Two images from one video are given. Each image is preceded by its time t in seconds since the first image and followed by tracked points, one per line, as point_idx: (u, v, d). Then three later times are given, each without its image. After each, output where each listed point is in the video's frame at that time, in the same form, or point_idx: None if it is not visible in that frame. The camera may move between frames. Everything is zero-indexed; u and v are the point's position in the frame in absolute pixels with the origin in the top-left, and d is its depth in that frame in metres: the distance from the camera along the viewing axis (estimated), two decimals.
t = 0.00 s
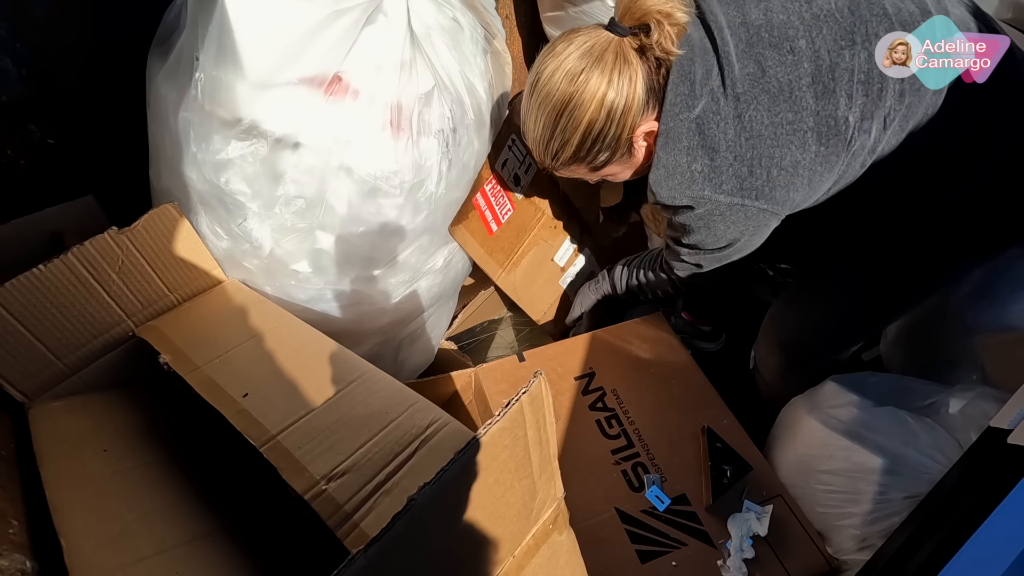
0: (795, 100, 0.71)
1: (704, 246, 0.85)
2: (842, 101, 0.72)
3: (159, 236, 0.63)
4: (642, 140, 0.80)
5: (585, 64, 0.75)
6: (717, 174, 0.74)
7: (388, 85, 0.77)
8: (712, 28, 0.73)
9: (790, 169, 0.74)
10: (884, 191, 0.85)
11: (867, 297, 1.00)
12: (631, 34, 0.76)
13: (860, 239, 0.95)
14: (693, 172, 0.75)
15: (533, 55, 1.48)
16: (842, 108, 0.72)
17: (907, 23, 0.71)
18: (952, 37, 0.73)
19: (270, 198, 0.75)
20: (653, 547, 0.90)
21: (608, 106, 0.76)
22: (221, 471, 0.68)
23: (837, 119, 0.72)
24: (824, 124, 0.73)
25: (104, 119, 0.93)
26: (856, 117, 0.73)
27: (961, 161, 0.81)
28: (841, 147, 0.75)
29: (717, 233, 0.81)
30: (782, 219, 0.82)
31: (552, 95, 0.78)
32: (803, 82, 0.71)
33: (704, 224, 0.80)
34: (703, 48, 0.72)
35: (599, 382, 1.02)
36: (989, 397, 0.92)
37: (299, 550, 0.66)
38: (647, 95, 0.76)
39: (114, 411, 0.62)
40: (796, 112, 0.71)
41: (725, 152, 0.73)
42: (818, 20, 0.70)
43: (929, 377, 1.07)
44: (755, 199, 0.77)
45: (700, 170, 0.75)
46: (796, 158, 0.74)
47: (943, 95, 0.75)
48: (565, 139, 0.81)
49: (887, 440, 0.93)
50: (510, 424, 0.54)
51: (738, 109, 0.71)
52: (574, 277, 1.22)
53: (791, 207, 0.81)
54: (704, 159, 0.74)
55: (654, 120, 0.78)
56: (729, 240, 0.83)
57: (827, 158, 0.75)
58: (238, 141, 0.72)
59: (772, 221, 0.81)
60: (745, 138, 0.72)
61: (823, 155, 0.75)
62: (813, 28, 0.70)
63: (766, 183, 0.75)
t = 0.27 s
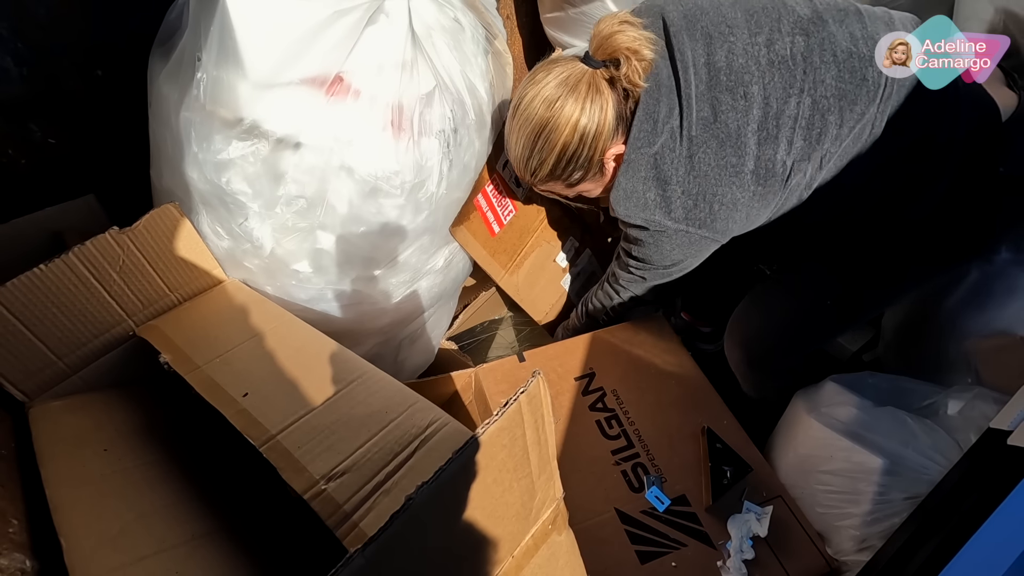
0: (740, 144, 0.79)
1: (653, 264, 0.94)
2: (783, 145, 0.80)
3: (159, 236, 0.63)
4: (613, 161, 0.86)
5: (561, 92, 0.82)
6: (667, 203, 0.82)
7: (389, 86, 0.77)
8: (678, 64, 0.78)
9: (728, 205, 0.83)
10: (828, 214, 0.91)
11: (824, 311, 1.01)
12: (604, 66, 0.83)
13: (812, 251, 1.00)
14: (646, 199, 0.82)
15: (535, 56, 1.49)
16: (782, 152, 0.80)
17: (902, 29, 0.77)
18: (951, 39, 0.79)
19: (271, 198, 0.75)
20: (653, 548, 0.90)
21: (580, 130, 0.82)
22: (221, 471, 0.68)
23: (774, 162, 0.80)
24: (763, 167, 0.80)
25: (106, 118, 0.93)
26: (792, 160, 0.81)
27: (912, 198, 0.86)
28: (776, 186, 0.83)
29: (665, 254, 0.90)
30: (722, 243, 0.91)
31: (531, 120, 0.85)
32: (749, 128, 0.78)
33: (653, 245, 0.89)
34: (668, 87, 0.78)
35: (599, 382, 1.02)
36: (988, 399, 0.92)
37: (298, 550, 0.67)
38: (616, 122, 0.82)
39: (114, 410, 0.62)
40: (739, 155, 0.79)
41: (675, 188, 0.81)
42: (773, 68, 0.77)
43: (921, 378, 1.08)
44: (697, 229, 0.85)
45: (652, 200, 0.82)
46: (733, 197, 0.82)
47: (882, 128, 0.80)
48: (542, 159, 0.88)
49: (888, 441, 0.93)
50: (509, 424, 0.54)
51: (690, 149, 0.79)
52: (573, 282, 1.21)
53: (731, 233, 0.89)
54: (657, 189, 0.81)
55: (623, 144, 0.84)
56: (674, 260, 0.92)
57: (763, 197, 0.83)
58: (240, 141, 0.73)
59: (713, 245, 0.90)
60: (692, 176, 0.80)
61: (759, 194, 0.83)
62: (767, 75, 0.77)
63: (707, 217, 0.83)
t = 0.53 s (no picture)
0: (717, 155, 0.82)
1: (640, 269, 0.98)
2: (759, 155, 0.83)
3: (160, 235, 0.63)
4: (597, 169, 0.89)
5: (547, 102, 0.86)
6: (648, 212, 0.86)
7: (391, 86, 0.77)
8: (661, 75, 0.82)
9: (708, 214, 0.86)
10: (806, 222, 0.94)
11: (810, 321, 1.00)
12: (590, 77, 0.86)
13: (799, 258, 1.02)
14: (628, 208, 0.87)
15: (536, 56, 1.49)
16: (758, 162, 0.83)
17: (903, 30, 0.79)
18: (950, 39, 0.80)
19: (273, 197, 0.76)
20: (654, 548, 0.90)
21: (564, 138, 0.85)
22: (222, 470, 0.68)
23: (750, 172, 0.84)
24: (740, 177, 0.84)
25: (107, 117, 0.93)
26: (769, 169, 0.84)
27: (891, 206, 0.87)
28: (754, 194, 0.86)
29: (650, 260, 0.94)
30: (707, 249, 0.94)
31: (518, 127, 0.89)
32: (727, 139, 0.81)
33: (638, 251, 0.93)
34: (649, 100, 0.82)
35: (600, 382, 1.02)
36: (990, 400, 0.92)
37: (298, 549, 0.67)
38: (600, 132, 0.85)
39: (115, 409, 0.62)
40: (716, 165, 0.83)
41: (655, 197, 0.85)
42: (751, 79, 0.80)
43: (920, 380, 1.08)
44: (679, 236, 0.88)
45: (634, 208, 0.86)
46: (712, 205, 0.85)
47: (864, 137, 0.81)
48: (529, 165, 0.91)
49: (889, 441, 0.92)
50: (510, 423, 0.54)
51: (669, 160, 0.82)
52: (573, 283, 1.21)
53: (715, 240, 0.93)
54: (638, 199, 0.86)
55: (607, 152, 0.87)
56: (659, 267, 0.96)
57: (741, 205, 0.87)
58: (242, 140, 0.73)
59: (696, 252, 0.93)
60: (671, 187, 0.84)
61: (738, 202, 0.86)
62: (745, 87, 0.80)
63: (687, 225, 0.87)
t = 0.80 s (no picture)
0: (715, 165, 0.82)
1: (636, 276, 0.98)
2: (756, 166, 0.83)
3: (161, 235, 0.63)
4: (596, 174, 0.89)
5: (547, 106, 0.85)
6: (645, 221, 0.86)
7: (392, 85, 0.77)
8: (660, 84, 0.81)
9: (704, 223, 0.86)
10: (804, 229, 0.94)
11: (808, 326, 1.01)
12: (590, 82, 0.86)
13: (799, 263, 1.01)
14: (625, 216, 0.86)
15: (538, 56, 1.49)
16: (755, 173, 0.83)
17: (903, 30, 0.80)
18: (950, 39, 0.81)
19: (274, 197, 0.76)
20: (654, 549, 0.90)
21: (564, 143, 0.85)
22: (222, 470, 0.68)
23: (747, 182, 0.84)
24: (737, 187, 0.84)
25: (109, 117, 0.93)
26: (766, 179, 0.84)
27: (891, 216, 0.87)
28: (750, 205, 0.87)
29: (646, 267, 0.94)
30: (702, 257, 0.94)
31: (517, 131, 0.88)
32: (724, 150, 0.81)
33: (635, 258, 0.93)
34: (648, 109, 0.82)
35: (601, 382, 1.02)
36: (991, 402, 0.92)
37: (298, 548, 0.67)
38: (599, 137, 0.85)
39: (115, 408, 0.62)
40: (714, 175, 0.83)
41: (652, 206, 0.85)
42: (750, 89, 0.79)
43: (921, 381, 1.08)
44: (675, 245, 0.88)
45: (630, 217, 0.86)
46: (708, 215, 0.86)
47: (863, 147, 0.81)
48: (527, 168, 0.91)
49: (890, 443, 0.92)
50: (510, 423, 0.54)
51: (666, 170, 0.82)
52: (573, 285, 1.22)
53: (710, 248, 0.93)
54: (636, 208, 0.85)
55: (606, 158, 0.87)
56: (656, 274, 0.95)
57: (736, 215, 0.87)
58: (243, 139, 0.73)
59: (692, 260, 0.93)
60: (669, 197, 0.83)
61: (734, 212, 0.87)
62: (744, 97, 0.79)
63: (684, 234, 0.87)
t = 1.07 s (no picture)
0: (724, 166, 0.83)
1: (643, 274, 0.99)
2: (766, 168, 0.84)
3: (163, 234, 0.64)
4: (604, 173, 0.90)
5: (558, 101, 0.85)
6: (652, 220, 0.88)
7: (392, 82, 0.77)
8: (673, 83, 0.81)
9: (711, 224, 0.88)
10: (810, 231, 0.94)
11: (811, 326, 1.02)
12: (602, 79, 0.86)
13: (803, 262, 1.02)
14: (632, 215, 0.88)
15: (539, 55, 1.49)
16: (765, 175, 0.84)
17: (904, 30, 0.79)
18: (951, 40, 0.80)
19: (274, 194, 0.76)
20: (655, 549, 0.90)
21: (574, 139, 0.85)
22: (222, 469, 0.68)
23: (756, 184, 0.85)
24: (746, 189, 0.85)
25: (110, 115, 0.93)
26: (776, 182, 0.85)
27: (905, 217, 0.86)
28: (759, 207, 0.87)
29: (652, 265, 0.96)
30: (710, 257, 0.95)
31: (527, 127, 0.89)
32: (735, 151, 0.82)
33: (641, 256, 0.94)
34: (660, 107, 0.83)
35: (603, 382, 1.02)
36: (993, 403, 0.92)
37: (298, 548, 0.67)
38: (609, 135, 0.85)
39: (116, 408, 0.62)
40: (723, 176, 0.84)
41: (660, 206, 0.86)
42: (762, 91, 0.80)
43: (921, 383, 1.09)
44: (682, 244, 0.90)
45: (638, 217, 0.88)
46: (716, 216, 0.87)
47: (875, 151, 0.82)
48: (536, 165, 0.91)
49: (891, 444, 0.92)
50: (509, 424, 0.54)
51: (676, 170, 0.83)
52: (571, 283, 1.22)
53: (717, 248, 0.94)
54: (643, 206, 0.87)
55: (615, 156, 0.88)
56: (662, 273, 0.97)
57: (744, 216, 0.88)
58: (243, 137, 0.73)
59: (699, 259, 0.95)
60: (677, 197, 0.85)
61: (743, 213, 0.87)
62: (756, 99, 0.80)
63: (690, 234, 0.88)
